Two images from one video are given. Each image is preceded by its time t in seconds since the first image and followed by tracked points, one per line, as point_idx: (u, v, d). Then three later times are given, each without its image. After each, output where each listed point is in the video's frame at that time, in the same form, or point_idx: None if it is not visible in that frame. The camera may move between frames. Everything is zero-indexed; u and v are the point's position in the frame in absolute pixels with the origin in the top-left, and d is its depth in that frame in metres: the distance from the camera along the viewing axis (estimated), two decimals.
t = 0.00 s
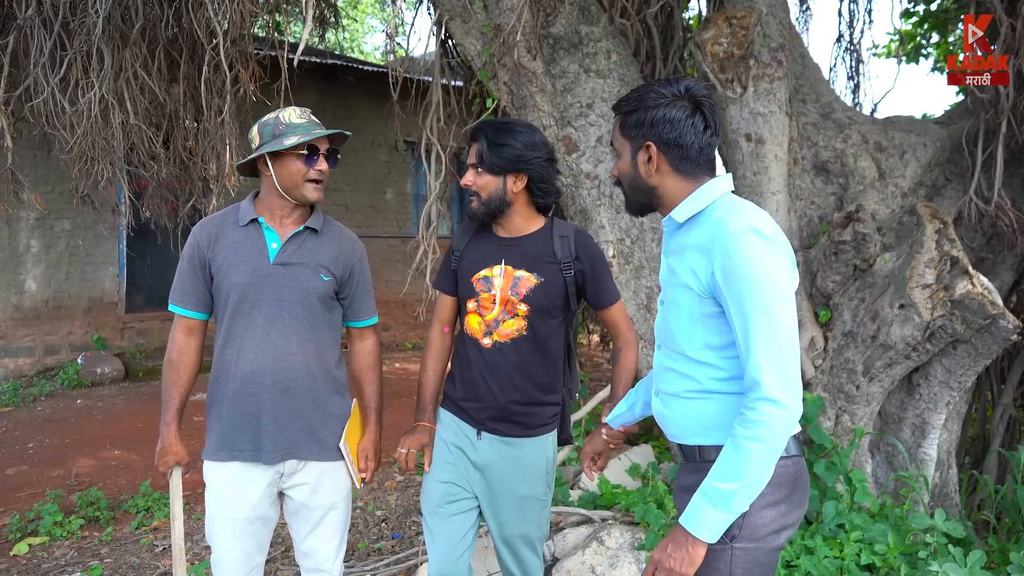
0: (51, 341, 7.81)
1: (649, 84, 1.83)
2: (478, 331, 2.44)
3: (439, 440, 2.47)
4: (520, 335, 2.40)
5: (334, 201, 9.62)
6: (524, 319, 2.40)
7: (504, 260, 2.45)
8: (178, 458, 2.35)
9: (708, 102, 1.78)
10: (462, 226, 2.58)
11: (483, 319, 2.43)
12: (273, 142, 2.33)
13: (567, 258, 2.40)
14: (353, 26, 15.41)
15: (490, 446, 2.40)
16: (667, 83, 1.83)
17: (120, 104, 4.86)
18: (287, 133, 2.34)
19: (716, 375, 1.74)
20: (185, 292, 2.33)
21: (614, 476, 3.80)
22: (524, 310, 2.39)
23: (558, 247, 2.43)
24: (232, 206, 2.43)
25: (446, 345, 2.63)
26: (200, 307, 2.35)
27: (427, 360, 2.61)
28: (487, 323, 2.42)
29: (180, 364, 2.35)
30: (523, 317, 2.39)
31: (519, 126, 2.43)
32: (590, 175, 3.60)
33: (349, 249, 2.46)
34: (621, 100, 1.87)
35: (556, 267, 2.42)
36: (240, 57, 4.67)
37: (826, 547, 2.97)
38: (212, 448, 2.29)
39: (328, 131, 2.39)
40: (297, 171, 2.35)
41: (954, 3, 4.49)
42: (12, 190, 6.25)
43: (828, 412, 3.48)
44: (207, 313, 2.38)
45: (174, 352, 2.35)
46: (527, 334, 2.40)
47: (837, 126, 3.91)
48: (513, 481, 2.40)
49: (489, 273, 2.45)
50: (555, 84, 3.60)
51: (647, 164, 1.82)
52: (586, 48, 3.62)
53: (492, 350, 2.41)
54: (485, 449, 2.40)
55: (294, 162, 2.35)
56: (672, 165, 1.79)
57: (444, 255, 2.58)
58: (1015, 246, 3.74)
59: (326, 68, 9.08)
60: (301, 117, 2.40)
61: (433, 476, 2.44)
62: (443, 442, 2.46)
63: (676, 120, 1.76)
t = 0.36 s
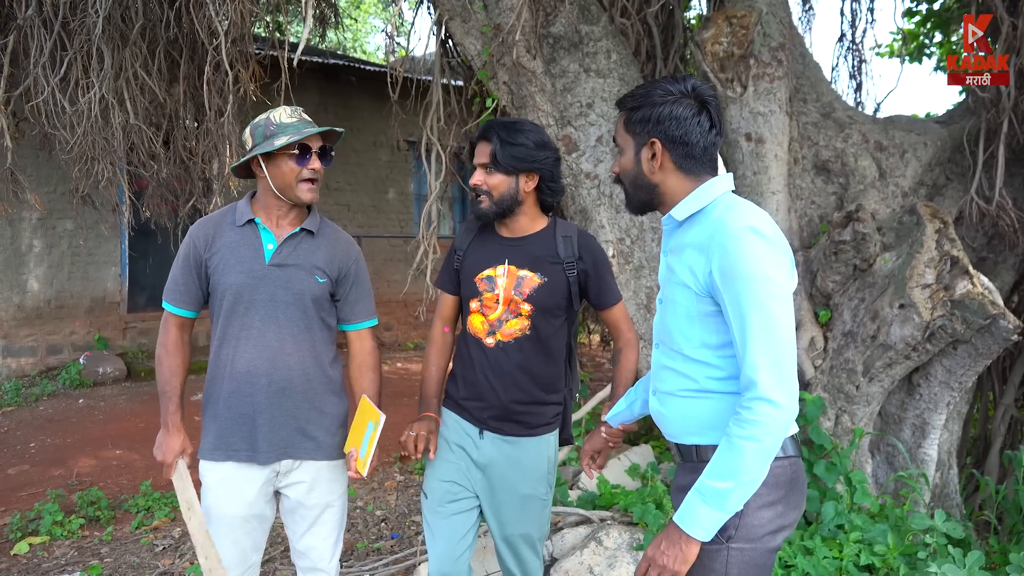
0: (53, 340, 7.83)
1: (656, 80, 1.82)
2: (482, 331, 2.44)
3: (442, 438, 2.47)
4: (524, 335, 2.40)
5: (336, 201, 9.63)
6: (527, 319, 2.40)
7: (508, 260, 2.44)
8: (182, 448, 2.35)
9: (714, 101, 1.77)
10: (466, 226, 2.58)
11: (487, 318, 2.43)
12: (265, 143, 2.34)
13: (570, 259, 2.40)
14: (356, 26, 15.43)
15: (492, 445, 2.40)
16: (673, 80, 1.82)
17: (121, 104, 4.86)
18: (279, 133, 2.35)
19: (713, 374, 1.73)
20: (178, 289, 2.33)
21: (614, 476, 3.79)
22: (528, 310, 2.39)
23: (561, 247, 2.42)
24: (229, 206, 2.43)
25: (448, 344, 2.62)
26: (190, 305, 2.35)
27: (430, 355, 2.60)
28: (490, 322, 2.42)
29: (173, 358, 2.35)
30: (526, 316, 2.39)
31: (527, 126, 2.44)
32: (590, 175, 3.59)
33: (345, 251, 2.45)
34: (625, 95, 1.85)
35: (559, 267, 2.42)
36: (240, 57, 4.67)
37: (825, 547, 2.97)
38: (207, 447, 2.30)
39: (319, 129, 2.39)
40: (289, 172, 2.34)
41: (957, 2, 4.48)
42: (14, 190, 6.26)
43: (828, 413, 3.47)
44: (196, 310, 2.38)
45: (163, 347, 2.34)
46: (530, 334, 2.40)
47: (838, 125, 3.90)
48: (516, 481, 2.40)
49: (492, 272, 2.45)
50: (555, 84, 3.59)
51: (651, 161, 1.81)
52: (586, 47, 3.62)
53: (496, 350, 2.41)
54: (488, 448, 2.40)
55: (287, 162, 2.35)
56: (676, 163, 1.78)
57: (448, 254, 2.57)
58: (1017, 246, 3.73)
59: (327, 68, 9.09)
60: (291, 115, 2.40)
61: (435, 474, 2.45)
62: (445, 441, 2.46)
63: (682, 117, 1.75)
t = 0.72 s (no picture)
0: (56, 340, 7.85)
1: (674, 78, 1.81)
2: (494, 332, 2.41)
3: (451, 439, 2.43)
4: (540, 334, 2.40)
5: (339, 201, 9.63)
6: (541, 319, 2.40)
7: (519, 260, 2.44)
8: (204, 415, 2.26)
9: (731, 100, 1.77)
10: (473, 225, 2.53)
11: (499, 320, 2.40)
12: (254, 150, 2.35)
13: (578, 256, 2.42)
14: (359, 25, 15.45)
15: (506, 445, 2.38)
16: (692, 79, 1.81)
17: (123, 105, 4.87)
18: (269, 140, 2.34)
19: (721, 373, 1.73)
20: (177, 289, 2.34)
21: (614, 476, 3.78)
22: (541, 309, 2.40)
23: (569, 245, 2.45)
24: (228, 207, 2.44)
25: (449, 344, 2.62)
26: (188, 305, 2.36)
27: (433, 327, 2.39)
28: (504, 323, 2.40)
29: (169, 353, 2.36)
30: (540, 316, 2.40)
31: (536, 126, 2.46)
32: (592, 175, 3.59)
33: (341, 251, 2.44)
34: (642, 93, 1.84)
35: (567, 265, 2.44)
36: (242, 58, 4.68)
37: (827, 548, 2.96)
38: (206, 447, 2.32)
39: (311, 141, 2.33)
40: (277, 182, 2.34)
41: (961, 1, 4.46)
42: (17, 190, 6.28)
43: (830, 413, 3.46)
44: (195, 311, 2.39)
45: (163, 348, 2.36)
46: (544, 332, 2.40)
47: (841, 125, 3.89)
48: (525, 481, 2.39)
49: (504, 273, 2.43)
50: (556, 84, 3.59)
51: (668, 159, 1.80)
52: (588, 47, 3.62)
53: (510, 350, 2.39)
54: (501, 450, 2.38)
55: (274, 172, 2.34)
56: (693, 161, 1.77)
57: (455, 251, 2.50)
58: (1020, 246, 3.72)
59: (330, 68, 9.09)
60: (288, 122, 2.37)
61: (441, 475, 2.41)
62: (453, 442, 2.42)
63: (701, 115, 1.74)
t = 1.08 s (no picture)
0: (61, 339, 7.87)
1: (691, 75, 1.79)
2: (520, 327, 2.38)
3: (473, 440, 2.35)
4: (564, 331, 2.43)
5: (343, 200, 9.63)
6: (565, 315, 2.43)
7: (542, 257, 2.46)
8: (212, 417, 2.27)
9: (749, 97, 1.73)
10: (489, 220, 2.44)
11: (524, 315, 2.38)
12: (263, 146, 2.33)
13: (592, 255, 2.50)
14: (364, 25, 15.48)
15: (526, 445, 2.35)
16: (707, 75, 1.78)
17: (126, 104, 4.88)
18: (277, 135, 2.34)
19: (727, 371, 1.72)
20: (180, 290, 2.34)
21: (617, 475, 3.78)
22: (565, 306, 2.43)
23: (581, 246, 2.52)
24: (231, 208, 2.43)
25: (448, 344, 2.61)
26: (192, 307, 2.36)
27: (488, 296, 2.17)
28: (529, 319, 2.38)
29: (176, 355, 2.36)
30: (564, 313, 2.43)
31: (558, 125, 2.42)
32: (595, 174, 3.59)
33: (345, 251, 2.45)
34: (659, 92, 1.82)
35: (581, 262, 2.51)
36: (245, 57, 4.68)
37: (830, 549, 2.95)
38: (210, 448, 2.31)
39: (318, 133, 2.37)
40: (287, 176, 2.33)
41: None
42: (20, 189, 6.29)
43: (834, 413, 3.44)
44: (197, 311, 2.39)
45: (169, 348, 2.37)
46: (569, 329, 2.43)
47: (845, 124, 3.86)
48: (544, 479, 2.39)
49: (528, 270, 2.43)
50: (559, 83, 3.59)
51: (683, 157, 1.78)
52: (591, 46, 3.60)
53: (537, 346, 2.37)
54: (522, 449, 2.35)
55: (284, 167, 2.34)
56: (708, 160, 1.75)
57: (474, 244, 2.37)
58: None
59: (334, 67, 9.10)
60: (292, 118, 2.39)
61: (467, 477, 2.35)
62: (478, 445, 2.35)
63: (715, 113, 1.71)
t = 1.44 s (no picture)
0: (67, 339, 7.90)
1: (699, 75, 1.78)
2: (536, 327, 2.37)
3: (490, 446, 2.34)
4: (577, 331, 2.43)
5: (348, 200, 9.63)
6: (579, 315, 2.43)
7: (557, 256, 2.45)
8: (222, 420, 2.27)
9: (755, 95, 1.69)
10: (503, 215, 2.42)
11: (540, 315, 2.37)
12: (272, 143, 2.33)
13: (602, 255, 2.50)
14: (370, 25, 15.54)
15: (541, 445, 2.35)
16: (714, 75, 1.77)
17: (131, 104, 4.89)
18: (286, 133, 2.34)
19: (737, 373, 1.72)
20: (187, 290, 2.34)
21: (624, 476, 3.75)
22: (579, 306, 2.43)
23: (592, 246, 2.52)
24: (238, 207, 2.42)
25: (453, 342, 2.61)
26: (199, 307, 2.36)
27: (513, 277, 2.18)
28: (545, 319, 2.37)
29: (180, 355, 2.36)
30: (577, 312, 2.43)
31: (574, 124, 2.41)
32: (601, 173, 3.58)
33: (354, 250, 2.45)
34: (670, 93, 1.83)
35: (592, 262, 2.51)
36: (250, 57, 4.68)
37: (838, 550, 2.94)
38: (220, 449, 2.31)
39: (327, 131, 2.36)
40: (297, 173, 2.34)
41: None
42: (27, 189, 6.31)
43: (841, 414, 3.43)
44: (205, 311, 2.38)
45: (174, 347, 2.36)
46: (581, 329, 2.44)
47: (852, 123, 3.85)
48: (561, 478, 2.41)
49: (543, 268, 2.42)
50: (565, 82, 3.58)
51: (689, 158, 1.79)
52: (597, 45, 3.59)
53: (552, 345, 2.37)
54: (538, 449, 2.35)
55: (294, 164, 2.34)
56: (713, 160, 1.75)
57: (489, 241, 2.36)
58: None
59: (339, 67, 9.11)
60: (301, 116, 2.40)
61: (489, 484, 2.35)
62: (495, 449, 2.34)
63: (715, 114, 1.70)
